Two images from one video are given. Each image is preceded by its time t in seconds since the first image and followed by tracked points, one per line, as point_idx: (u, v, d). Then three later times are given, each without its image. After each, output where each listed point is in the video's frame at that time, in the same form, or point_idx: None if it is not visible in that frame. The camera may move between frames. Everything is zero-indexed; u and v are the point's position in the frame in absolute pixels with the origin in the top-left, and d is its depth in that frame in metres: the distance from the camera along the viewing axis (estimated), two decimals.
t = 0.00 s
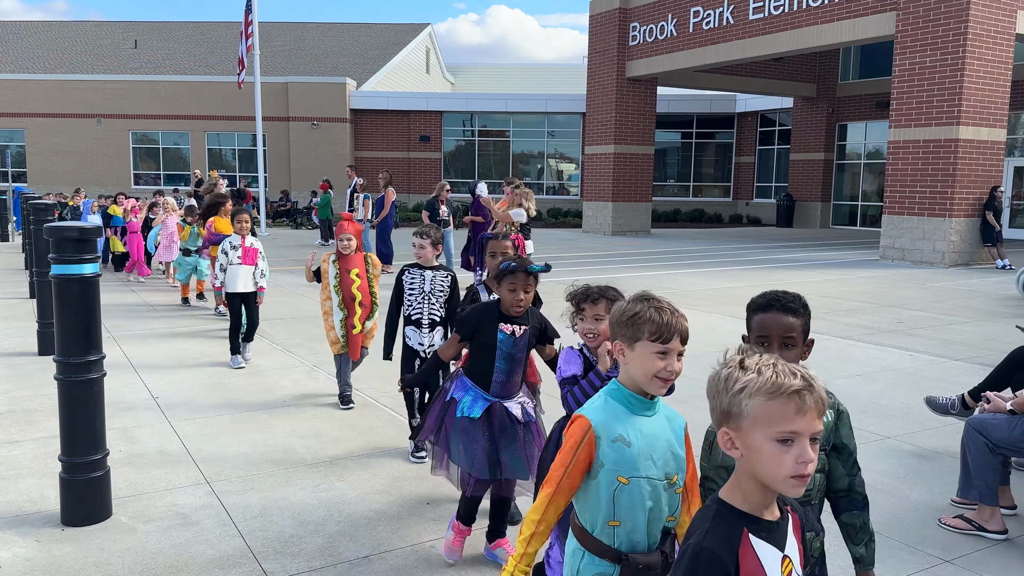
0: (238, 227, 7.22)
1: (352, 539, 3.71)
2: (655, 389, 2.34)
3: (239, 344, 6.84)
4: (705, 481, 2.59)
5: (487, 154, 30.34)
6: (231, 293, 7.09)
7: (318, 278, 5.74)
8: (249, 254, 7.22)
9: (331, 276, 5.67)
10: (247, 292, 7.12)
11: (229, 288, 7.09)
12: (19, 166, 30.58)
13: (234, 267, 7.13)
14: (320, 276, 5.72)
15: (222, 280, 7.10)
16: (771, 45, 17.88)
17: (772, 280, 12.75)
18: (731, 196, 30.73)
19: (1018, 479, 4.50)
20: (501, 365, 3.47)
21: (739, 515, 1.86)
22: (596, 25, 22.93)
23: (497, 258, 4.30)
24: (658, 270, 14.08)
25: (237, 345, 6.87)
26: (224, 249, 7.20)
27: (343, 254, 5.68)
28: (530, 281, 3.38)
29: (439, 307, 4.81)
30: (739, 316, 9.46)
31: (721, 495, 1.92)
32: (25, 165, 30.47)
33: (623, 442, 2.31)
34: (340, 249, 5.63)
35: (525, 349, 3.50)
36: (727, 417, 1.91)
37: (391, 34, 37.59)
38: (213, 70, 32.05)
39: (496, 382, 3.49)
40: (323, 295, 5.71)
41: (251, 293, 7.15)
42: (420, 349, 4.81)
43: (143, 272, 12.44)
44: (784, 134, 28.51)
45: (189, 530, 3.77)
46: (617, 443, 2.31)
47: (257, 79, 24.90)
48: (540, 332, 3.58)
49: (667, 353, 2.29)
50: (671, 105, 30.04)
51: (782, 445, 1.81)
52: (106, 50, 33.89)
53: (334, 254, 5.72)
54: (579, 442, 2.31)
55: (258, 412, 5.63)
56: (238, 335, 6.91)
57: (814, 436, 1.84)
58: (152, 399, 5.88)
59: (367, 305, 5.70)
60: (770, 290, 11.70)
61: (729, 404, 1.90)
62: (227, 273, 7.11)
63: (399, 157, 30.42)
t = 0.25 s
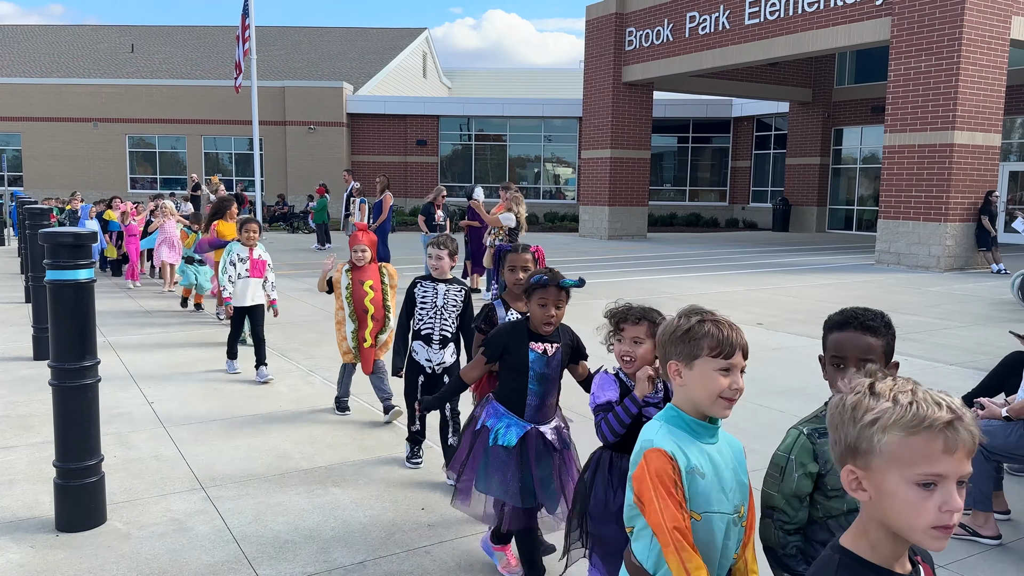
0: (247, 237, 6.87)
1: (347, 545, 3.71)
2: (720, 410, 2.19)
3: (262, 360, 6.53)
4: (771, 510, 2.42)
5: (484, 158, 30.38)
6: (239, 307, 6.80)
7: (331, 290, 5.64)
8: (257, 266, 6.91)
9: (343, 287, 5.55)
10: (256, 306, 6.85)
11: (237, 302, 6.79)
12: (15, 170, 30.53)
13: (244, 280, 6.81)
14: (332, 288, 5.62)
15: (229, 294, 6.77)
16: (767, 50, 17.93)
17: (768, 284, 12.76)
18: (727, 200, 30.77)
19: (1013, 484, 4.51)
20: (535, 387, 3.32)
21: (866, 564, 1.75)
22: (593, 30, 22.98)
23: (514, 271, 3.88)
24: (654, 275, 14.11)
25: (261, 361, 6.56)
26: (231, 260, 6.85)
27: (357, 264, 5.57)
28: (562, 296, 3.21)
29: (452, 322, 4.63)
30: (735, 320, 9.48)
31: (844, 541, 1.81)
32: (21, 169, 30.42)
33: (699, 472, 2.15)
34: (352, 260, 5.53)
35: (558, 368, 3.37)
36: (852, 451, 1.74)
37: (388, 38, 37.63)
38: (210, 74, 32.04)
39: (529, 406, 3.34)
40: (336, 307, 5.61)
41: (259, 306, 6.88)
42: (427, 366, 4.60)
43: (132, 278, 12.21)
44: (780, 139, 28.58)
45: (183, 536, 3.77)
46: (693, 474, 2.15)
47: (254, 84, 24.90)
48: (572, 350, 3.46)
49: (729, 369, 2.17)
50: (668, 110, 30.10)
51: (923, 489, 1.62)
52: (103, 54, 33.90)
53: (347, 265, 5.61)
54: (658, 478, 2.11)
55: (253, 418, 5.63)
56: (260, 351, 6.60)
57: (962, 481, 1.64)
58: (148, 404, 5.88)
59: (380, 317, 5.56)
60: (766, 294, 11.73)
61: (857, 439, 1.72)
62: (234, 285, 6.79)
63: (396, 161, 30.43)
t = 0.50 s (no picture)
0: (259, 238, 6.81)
1: (346, 550, 3.70)
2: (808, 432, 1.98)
3: (264, 363, 6.39)
4: (884, 554, 2.15)
5: (481, 163, 30.41)
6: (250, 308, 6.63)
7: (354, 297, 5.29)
8: (269, 267, 6.79)
9: (369, 295, 5.23)
10: (267, 307, 6.67)
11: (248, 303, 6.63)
12: (13, 174, 30.51)
13: (255, 280, 6.68)
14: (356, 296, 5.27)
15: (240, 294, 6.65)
16: (764, 55, 17.99)
17: (765, 288, 12.79)
18: (724, 205, 30.82)
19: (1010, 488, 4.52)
20: (580, 402, 3.15)
21: None
22: (590, 35, 23.02)
23: (538, 281, 3.51)
24: (652, 279, 14.13)
25: (262, 364, 6.44)
26: (242, 261, 6.76)
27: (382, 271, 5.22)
28: (603, 303, 3.03)
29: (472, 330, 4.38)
30: (733, 325, 9.50)
31: None
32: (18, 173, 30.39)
33: (774, 502, 1.99)
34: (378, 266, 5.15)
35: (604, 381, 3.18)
36: None
37: (386, 43, 37.69)
38: (207, 78, 32.07)
39: (574, 423, 3.17)
40: (359, 315, 5.26)
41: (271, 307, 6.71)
42: (447, 376, 4.32)
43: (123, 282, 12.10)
44: (776, 144, 28.64)
45: (182, 540, 3.76)
46: (768, 504, 1.99)
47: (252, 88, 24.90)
48: (617, 362, 3.25)
49: (816, 389, 1.97)
50: (665, 115, 30.17)
51: None
52: (101, 58, 33.91)
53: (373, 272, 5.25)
54: (716, 500, 1.97)
55: (252, 422, 5.63)
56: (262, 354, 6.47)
57: None
58: (146, 408, 5.88)
59: (406, 327, 5.23)
60: (763, 298, 11.75)
61: None
62: (245, 286, 6.66)
63: (393, 165, 30.45)
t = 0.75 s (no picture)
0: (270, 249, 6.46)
1: (346, 554, 3.70)
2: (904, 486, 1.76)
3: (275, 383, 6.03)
4: None
5: (480, 167, 30.44)
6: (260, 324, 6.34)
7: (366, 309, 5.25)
8: (280, 280, 6.48)
9: (383, 305, 5.16)
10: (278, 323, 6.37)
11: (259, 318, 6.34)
12: (11, 178, 30.47)
13: (265, 295, 6.38)
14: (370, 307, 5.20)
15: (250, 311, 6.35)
16: (762, 60, 18.01)
17: (764, 293, 12.79)
18: (723, 209, 30.84)
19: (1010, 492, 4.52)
20: (639, 419, 2.94)
21: None
22: (589, 39, 23.06)
23: (573, 288, 3.30)
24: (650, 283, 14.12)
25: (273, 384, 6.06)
26: (252, 274, 6.45)
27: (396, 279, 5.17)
28: (658, 310, 2.89)
29: (487, 342, 4.08)
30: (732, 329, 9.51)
31: None
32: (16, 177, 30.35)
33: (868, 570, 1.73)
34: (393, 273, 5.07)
35: (665, 397, 2.99)
36: None
37: (385, 47, 37.73)
38: (206, 82, 32.09)
39: (633, 441, 2.96)
40: (372, 326, 5.20)
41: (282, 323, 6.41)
42: (461, 394, 4.03)
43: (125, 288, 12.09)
44: (775, 148, 28.67)
45: (182, 544, 3.75)
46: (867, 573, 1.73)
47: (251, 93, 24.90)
48: (678, 376, 3.08)
49: (916, 439, 1.76)
50: (664, 119, 30.21)
51: None
52: (99, 62, 33.91)
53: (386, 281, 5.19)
54: (802, 570, 1.74)
55: (251, 426, 5.62)
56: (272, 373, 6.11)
57: None
58: (145, 412, 5.87)
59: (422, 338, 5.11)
60: (762, 303, 11.76)
61: None
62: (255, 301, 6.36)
63: (392, 169, 30.45)
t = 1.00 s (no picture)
0: (280, 249, 6.27)
1: (344, 558, 3.68)
2: None
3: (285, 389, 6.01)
4: None
5: (479, 171, 30.44)
6: (277, 326, 6.15)
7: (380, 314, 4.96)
8: (293, 280, 6.29)
9: (397, 311, 4.91)
10: (296, 325, 6.20)
11: (275, 321, 6.15)
12: (10, 182, 30.45)
13: (279, 296, 6.19)
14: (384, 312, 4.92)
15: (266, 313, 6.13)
16: (761, 64, 18.03)
17: (763, 297, 12.78)
18: (722, 213, 30.85)
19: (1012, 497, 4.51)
20: (691, 442, 2.71)
21: None
22: (588, 44, 23.10)
23: (621, 294, 3.12)
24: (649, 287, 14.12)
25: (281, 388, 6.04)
26: (264, 274, 6.23)
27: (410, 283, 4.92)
28: (705, 326, 2.69)
29: (503, 351, 3.86)
30: (732, 333, 9.50)
31: None
32: (15, 181, 30.33)
33: None
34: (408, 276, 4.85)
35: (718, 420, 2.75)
36: None
37: (384, 52, 37.76)
38: (205, 87, 32.10)
39: (685, 468, 2.73)
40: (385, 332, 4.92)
41: (299, 325, 6.23)
42: (474, 408, 3.80)
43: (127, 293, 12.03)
44: (774, 152, 28.68)
45: (180, 548, 3.74)
46: None
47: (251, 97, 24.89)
48: (734, 397, 2.82)
49: None
50: (663, 124, 30.25)
51: None
52: (99, 66, 33.94)
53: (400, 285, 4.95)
54: None
55: (250, 429, 5.62)
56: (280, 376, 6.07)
57: None
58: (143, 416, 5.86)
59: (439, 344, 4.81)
60: (761, 307, 11.75)
61: None
62: (270, 303, 6.17)
63: (391, 174, 30.45)
